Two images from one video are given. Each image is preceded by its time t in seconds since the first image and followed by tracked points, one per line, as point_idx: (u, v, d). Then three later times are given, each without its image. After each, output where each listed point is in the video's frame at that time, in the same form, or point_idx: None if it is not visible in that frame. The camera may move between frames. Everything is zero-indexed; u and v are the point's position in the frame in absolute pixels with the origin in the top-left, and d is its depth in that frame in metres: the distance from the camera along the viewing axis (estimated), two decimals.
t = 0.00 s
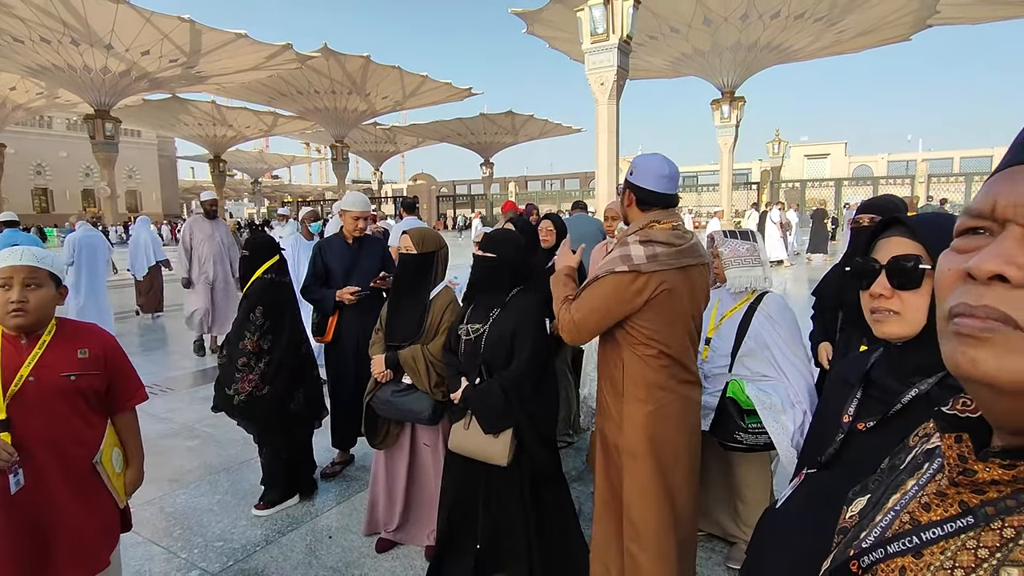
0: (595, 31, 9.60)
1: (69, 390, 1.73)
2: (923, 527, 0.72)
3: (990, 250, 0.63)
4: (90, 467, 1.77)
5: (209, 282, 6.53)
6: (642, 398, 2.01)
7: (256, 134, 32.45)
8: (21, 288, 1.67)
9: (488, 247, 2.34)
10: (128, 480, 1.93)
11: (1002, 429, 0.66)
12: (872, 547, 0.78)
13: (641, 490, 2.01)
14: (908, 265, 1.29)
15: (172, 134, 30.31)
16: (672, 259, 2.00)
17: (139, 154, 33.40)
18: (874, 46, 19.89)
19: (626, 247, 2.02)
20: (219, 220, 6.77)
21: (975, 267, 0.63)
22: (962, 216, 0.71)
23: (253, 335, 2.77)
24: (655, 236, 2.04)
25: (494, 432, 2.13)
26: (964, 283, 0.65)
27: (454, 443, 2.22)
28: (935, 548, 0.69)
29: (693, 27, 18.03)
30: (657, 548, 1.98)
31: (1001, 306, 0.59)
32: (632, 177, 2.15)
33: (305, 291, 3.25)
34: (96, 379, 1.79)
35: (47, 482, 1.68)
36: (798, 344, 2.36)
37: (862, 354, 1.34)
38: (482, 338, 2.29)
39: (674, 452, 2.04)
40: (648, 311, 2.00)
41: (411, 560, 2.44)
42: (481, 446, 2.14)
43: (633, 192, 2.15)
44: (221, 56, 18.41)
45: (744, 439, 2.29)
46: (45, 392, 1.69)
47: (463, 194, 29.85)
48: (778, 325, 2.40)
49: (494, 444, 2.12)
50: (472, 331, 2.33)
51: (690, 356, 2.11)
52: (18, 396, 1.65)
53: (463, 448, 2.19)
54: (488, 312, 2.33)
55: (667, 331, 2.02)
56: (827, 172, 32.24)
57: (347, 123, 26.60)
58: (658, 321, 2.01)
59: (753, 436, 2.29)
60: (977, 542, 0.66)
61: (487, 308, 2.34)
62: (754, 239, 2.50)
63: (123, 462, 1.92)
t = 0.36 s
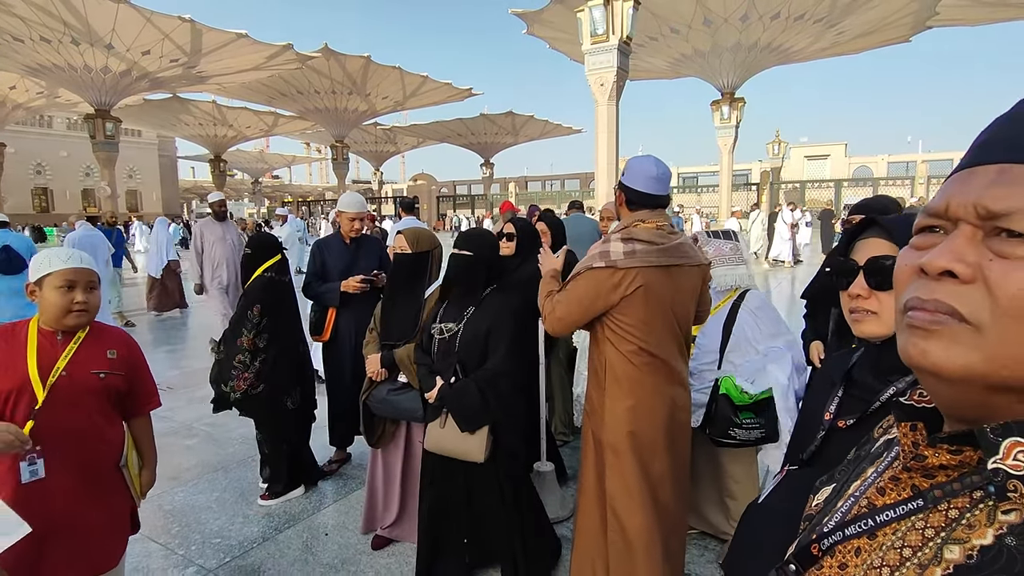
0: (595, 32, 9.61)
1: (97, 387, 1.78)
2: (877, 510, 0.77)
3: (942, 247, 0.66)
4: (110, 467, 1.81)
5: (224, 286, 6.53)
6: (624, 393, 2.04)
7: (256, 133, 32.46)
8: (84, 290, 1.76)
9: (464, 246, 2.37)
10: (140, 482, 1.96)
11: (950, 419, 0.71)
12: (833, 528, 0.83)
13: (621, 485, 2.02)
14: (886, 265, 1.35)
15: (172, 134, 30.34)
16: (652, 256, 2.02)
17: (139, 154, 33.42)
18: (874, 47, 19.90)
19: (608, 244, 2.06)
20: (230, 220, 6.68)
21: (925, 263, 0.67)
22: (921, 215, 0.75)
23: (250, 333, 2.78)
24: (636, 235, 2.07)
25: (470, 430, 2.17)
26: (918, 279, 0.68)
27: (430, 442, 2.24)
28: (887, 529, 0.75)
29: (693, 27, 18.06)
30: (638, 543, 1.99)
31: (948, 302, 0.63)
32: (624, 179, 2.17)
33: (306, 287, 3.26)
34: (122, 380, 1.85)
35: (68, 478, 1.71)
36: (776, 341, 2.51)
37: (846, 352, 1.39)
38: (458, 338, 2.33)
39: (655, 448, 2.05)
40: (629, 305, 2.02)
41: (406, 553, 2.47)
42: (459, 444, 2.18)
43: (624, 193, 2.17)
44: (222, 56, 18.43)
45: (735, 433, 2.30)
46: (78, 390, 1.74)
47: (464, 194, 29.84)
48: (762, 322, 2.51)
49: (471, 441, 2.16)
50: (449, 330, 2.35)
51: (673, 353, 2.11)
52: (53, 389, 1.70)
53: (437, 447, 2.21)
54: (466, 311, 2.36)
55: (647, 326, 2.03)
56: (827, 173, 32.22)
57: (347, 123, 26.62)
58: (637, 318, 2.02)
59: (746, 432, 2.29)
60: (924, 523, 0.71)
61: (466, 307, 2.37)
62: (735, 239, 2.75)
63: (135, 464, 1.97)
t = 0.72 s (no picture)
0: (602, 33, 9.60)
1: (128, 389, 1.82)
2: (854, 497, 0.79)
3: (914, 245, 0.69)
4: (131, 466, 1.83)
5: (245, 286, 6.70)
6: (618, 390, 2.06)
7: (265, 134, 32.64)
8: (106, 288, 1.77)
9: (454, 248, 2.39)
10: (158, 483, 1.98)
11: (923, 408, 0.74)
12: (813, 517, 0.84)
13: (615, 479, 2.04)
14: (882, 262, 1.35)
15: (182, 134, 30.56)
16: (644, 254, 2.06)
17: (149, 154, 33.71)
18: (884, 48, 19.77)
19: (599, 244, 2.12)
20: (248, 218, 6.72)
21: (898, 260, 0.69)
22: (898, 215, 0.78)
23: (262, 333, 2.80)
24: (628, 235, 2.12)
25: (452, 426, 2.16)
26: (892, 275, 0.71)
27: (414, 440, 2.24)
28: (863, 516, 0.76)
29: (701, 28, 18.01)
30: (635, 540, 1.99)
31: (918, 296, 0.66)
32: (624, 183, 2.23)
33: (314, 286, 3.28)
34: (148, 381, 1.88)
35: (89, 477, 1.72)
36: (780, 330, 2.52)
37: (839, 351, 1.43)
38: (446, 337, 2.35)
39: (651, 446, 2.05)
40: (620, 303, 2.06)
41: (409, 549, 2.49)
42: (442, 441, 2.16)
43: (621, 196, 2.25)
44: (231, 57, 18.53)
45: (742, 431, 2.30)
46: (109, 390, 1.77)
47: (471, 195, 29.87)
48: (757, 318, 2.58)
49: (454, 439, 2.15)
50: (438, 329, 2.37)
51: (671, 349, 2.12)
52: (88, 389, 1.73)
53: (423, 446, 2.21)
54: (455, 310, 2.38)
55: (640, 323, 2.06)
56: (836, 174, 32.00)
57: (354, 124, 26.71)
58: (630, 314, 2.06)
59: (753, 430, 2.30)
60: (898, 508, 0.73)
61: (454, 306, 2.39)
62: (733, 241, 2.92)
63: (153, 469, 1.97)
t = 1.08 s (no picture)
0: (612, 33, 9.56)
1: (149, 390, 1.80)
2: (851, 499, 0.78)
3: (906, 246, 0.69)
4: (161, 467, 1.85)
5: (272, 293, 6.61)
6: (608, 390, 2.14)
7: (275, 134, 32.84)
8: (109, 291, 1.72)
9: (455, 249, 2.40)
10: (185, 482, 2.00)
11: (917, 409, 0.74)
12: (810, 518, 0.83)
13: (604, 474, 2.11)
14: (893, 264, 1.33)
15: (193, 134, 30.81)
16: (630, 255, 2.10)
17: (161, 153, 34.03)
18: (897, 47, 19.58)
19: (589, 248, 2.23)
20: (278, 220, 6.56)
21: (891, 261, 0.69)
22: (893, 215, 0.78)
23: (273, 333, 2.83)
24: (618, 236, 2.19)
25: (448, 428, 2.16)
26: (885, 276, 0.71)
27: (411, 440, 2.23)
28: (857, 518, 0.76)
29: (711, 28, 17.91)
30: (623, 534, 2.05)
31: (911, 297, 0.66)
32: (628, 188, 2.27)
33: (324, 285, 3.30)
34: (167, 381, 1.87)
35: (126, 484, 1.74)
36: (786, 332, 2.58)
37: (845, 354, 1.42)
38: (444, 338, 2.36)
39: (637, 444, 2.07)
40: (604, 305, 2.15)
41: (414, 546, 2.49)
42: (436, 442, 2.16)
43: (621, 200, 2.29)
44: (242, 57, 18.63)
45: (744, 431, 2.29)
46: (132, 397, 1.76)
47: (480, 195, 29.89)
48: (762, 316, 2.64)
49: (447, 441, 2.14)
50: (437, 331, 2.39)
51: (664, 349, 2.09)
52: (111, 399, 1.72)
53: (420, 447, 2.20)
54: (454, 312, 2.39)
55: (625, 322, 2.11)
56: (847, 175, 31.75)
57: (364, 124, 26.81)
58: (615, 312, 2.12)
59: (758, 430, 2.28)
60: (895, 510, 0.72)
61: (453, 307, 2.40)
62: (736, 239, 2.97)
63: (179, 466, 2.00)
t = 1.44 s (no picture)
0: (621, 31, 9.52)
1: (177, 392, 1.78)
2: (863, 507, 0.77)
3: (914, 248, 0.67)
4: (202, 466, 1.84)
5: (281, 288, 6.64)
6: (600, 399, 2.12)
7: (285, 132, 32.99)
8: (140, 290, 1.69)
9: (461, 249, 2.39)
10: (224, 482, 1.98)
11: (930, 414, 0.72)
12: (823, 524, 0.81)
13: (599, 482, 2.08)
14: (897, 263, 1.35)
15: (204, 132, 31.01)
16: (611, 261, 2.11)
17: (172, 152, 34.26)
18: (910, 45, 19.34)
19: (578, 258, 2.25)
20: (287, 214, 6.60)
21: (899, 263, 0.68)
22: (903, 214, 0.76)
23: (281, 331, 2.83)
24: (604, 242, 2.20)
25: (455, 432, 2.14)
26: (893, 278, 0.69)
27: (418, 441, 2.23)
28: (870, 527, 0.74)
29: (721, 26, 17.78)
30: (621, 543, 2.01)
31: (920, 300, 0.64)
32: (624, 188, 2.25)
33: (331, 283, 3.32)
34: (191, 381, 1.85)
35: (165, 487, 1.72)
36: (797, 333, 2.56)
37: (858, 354, 1.41)
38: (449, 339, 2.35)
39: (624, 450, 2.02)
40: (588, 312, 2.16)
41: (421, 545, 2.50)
42: (441, 446, 2.15)
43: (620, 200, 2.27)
44: (253, 56, 18.73)
45: (754, 435, 2.27)
46: (157, 398, 1.72)
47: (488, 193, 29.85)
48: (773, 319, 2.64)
49: (452, 444, 2.13)
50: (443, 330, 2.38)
51: (645, 355, 2.04)
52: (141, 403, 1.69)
53: (425, 449, 2.20)
54: (459, 312, 2.38)
55: (606, 326, 2.11)
56: (858, 174, 31.46)
57: (372, 122, 26.87)
58: (598, 318, 2.13)
59: (768, 432, 2.26)
60: (909, 519, 0.71)
61: (459, 307, 2.39)
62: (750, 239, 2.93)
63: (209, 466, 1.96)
